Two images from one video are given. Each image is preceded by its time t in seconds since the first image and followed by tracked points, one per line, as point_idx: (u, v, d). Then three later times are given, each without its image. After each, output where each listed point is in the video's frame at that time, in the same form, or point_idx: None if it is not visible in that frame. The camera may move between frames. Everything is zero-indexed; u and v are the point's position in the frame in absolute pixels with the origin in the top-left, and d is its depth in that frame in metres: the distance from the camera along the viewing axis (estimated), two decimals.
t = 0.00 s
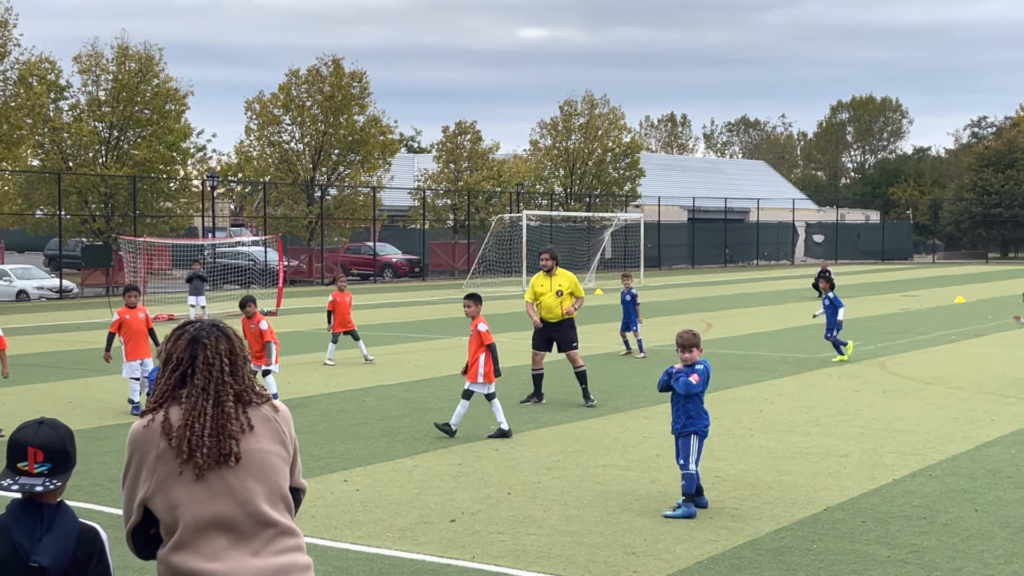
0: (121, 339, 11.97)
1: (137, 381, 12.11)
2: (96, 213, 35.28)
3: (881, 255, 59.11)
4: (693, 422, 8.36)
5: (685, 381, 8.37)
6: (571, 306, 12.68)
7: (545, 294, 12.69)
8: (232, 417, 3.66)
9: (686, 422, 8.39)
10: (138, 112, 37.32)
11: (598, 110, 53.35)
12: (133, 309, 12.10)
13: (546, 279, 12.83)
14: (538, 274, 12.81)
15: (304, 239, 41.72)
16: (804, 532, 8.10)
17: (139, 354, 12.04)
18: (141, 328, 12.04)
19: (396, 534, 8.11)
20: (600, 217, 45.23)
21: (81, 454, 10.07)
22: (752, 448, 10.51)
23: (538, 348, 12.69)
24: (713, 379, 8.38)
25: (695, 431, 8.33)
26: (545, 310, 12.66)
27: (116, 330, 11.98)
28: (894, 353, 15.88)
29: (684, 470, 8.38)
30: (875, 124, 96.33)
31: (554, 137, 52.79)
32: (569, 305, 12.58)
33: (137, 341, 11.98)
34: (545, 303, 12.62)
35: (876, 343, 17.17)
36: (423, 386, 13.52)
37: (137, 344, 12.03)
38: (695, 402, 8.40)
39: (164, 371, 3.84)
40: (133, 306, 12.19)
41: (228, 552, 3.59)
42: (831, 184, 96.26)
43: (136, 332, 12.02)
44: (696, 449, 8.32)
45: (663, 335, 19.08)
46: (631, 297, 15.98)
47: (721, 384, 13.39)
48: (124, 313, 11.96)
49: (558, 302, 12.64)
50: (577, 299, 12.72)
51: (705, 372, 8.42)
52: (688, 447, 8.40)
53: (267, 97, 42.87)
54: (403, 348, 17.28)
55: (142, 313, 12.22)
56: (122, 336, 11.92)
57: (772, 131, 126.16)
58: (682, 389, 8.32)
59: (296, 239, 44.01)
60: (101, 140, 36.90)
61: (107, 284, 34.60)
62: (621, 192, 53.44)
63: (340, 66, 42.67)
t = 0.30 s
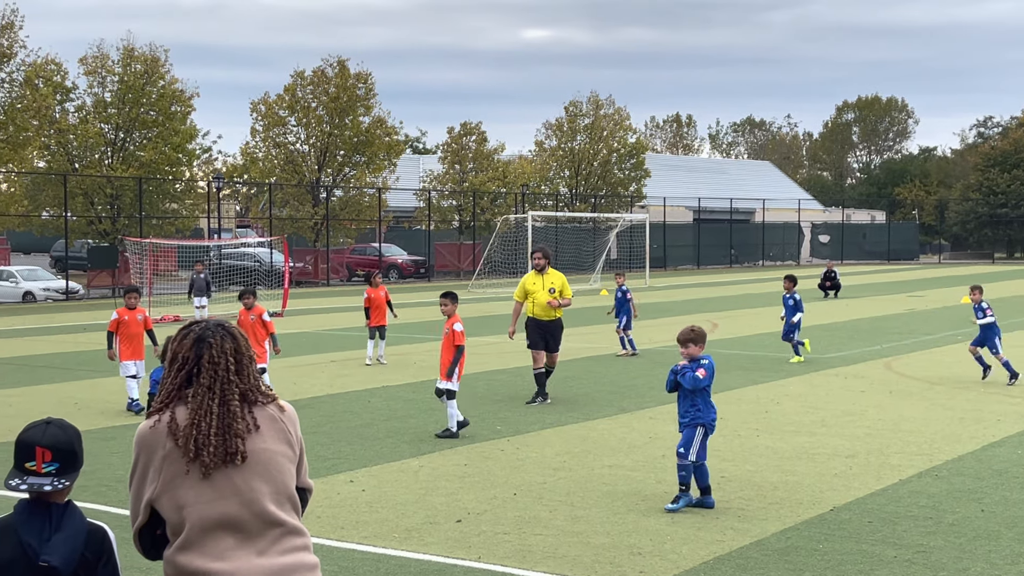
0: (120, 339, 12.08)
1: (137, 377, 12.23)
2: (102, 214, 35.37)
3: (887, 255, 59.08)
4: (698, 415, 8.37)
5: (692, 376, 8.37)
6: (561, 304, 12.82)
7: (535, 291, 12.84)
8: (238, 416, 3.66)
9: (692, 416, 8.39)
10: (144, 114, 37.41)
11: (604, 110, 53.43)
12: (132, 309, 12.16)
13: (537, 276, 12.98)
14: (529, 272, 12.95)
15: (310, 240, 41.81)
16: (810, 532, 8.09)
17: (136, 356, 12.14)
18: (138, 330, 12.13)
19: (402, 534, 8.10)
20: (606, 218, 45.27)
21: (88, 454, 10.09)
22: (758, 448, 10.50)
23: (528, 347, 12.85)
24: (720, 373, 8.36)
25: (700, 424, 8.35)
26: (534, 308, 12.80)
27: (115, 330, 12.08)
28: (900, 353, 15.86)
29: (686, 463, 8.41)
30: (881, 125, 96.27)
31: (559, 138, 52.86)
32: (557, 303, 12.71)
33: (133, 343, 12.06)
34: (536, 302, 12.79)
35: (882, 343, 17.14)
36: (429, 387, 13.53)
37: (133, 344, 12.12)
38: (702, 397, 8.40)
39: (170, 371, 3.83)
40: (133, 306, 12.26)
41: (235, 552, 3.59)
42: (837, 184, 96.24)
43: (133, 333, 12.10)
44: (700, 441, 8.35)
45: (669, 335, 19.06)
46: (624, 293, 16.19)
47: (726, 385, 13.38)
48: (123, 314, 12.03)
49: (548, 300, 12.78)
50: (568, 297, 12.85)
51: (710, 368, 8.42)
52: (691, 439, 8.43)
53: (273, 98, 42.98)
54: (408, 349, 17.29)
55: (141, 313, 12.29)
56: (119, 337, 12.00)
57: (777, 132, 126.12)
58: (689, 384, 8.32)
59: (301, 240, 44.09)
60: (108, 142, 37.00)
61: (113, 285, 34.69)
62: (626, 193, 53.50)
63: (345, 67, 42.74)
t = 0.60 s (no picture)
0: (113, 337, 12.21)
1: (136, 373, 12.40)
2: (110, 213, 35.42)
3: (895, 255, 58.91)
4: (679, 416, 8.46)
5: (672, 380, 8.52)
6: (559, 304, 12.88)
7: (533, 289, 12.93)
8: (247, 414, 3.66)
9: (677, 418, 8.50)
10: (152, 114, 37.47)
11: (611, 110, 53.36)
12: (126, 307, 12.30)
13: (537, 275, 13.07)
14: (530, 269, 13.03)
15: (317, 239, 41.79)
16: (818, 532, 8.08)
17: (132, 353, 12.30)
18: (133, 327, 12.28)
19: (410, 533, 8.11)
20: (613, 217, 45.20)
21: (96, 453, 10.10)
22: (765, 448, 10.48)
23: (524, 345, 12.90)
24: (690, 371, 8.35)
25: (679, 424, 8.43)
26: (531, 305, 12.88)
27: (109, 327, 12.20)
28: (908, 353, 15.83)
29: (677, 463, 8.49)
30: (889, 124, 95.94)
31: (566, 137, 52.87)
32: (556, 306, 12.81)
33: (128, 340, 12.23)
34: (534, 299, 12.86)
35: (890, 342, 17.11)
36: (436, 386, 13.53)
37: (128, 342, 12.28)
38: (683, 398, 8.44)
39: (180, 369, 3.84)
40: (127, 303, 12.39)
41: (244, 550, 3.59)
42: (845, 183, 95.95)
43: (128, 330, 12.26)
44: (681, 440, 8.38)
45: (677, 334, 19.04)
46: (615, 293, 16.40)
47: (735, 385, 13.33)
48: (117, 312, 12.17)
49: (545, 299, 12.86)
50: (565, 297, 12.89)
51: (689, 369, 8.43)
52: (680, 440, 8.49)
53: (280, 98, 43.01)
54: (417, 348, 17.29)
55: (134, 311, 12.43)
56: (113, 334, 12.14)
57: (785, 131, 125.87)
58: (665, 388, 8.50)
59: (309, 240, 44.08)
60: (116, 141, 37.07)
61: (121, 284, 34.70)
62: (633, 192, 53.43)
63: (352, 66, 42.74)
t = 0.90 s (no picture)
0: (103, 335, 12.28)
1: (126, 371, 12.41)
2: (120, 211, 35.51)
3: (904, 253, 58.81)
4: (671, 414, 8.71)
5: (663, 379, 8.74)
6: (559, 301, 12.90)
7: (531, 287, 12.92)
8: (258, 411, 3.66)
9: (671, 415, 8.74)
10: (162, 112, 37.60)
11: (620, 108, 53.32)
12: (113, 306, 12.37)
13: (536, 272, 13.03)
14: (528, 267, 13.01)
15: (326, 238, 41.75)
16: (828, 531, 8.07)
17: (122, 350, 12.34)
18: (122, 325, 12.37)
19: (420, 531, 8.12)
20: (622, 216, 45.18)
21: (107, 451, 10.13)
22: (775, 447, 10.48)
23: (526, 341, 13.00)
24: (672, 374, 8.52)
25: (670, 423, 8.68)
26: (529, 303, 12.92)
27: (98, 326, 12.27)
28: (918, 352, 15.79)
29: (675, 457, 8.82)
30: (899, 122, 95.71)
31: (574, 136, 52.90)
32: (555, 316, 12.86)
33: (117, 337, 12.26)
34: (533, 297, 12.87)
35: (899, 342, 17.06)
36: (444, 384, 13.54)
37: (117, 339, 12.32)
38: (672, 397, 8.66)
39: (191, 367, 3.84)
40: (115, 303, 12.50)
41: (255, 548, 3.58)
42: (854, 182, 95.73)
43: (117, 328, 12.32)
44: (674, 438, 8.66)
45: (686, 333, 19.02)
46: (610, 294, 16.49)
47: (744, 384, 13.32)
48: (106, 310, 12.24)
49: (543, 297, 12.87)
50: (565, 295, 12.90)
51: (674, 369, 8.60)
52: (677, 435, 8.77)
53: (289, 96, 43.05)
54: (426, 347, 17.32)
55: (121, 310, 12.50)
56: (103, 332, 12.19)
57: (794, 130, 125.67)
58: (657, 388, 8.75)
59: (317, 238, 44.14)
60: (125, 140, 37.20)
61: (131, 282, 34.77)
62: (642, 190, 53.41)
63: (361, 65, 42.80)
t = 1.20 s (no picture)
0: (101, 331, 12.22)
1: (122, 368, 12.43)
2: (132, 209, 35.62)
3: (917, 252, 58.72)
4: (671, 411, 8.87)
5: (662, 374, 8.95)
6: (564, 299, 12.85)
7: (537, 284, 12.94)
8: (271, 407, 3.66)
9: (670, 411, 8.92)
10: (174, 110, 37.74)
11: (631, 106, 53.25)
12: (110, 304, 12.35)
13: (542, 271, 13.09)
14: (535, 265, 13.07)
15: (337, 236, 41.78)
16: (840, 529, 8.05)
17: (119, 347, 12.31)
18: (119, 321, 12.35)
19: (430, 528, 8.12)
20: (633, 214, 45.14)
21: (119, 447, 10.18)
22: (786, 445, 10.46)
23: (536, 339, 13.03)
24: (677, 366, 8.76)
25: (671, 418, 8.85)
26: (536, 301, 12.91)
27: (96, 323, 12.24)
28: (931, 351, 15.74)
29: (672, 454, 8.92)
30: (911, 122, 95.43)
31: (586, 134, 52.95)
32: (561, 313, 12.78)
33: (114, 333, 12.24)
34: (538, 295, 12.87)
35: (912, 340, 17.01)
36: (455, 381, 13.55)
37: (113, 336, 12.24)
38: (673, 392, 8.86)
39: (204, 362, 3.85)
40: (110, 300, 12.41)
41: (266, 544, 3.55)
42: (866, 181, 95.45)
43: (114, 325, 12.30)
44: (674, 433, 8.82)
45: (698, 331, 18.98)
46: (610, 290, 16.46)
47: (755, 383, 13.28)
48: (103, 307, 12.22)
49: (548, 295, 12.85)
50: (571, 293, 12.87)
51: (677, 364, 8.85)
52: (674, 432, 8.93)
53: (301, 94, 43.13)
54: (437, 344, 17.33)
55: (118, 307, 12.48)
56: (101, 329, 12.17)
57: (807, 130, 125.31)
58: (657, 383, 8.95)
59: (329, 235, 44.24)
60: (138, 138, 37.39)
61: (143, 280, 34.83)
62: (653, 189, 53.37)
63: (372, 63, 42.89)
